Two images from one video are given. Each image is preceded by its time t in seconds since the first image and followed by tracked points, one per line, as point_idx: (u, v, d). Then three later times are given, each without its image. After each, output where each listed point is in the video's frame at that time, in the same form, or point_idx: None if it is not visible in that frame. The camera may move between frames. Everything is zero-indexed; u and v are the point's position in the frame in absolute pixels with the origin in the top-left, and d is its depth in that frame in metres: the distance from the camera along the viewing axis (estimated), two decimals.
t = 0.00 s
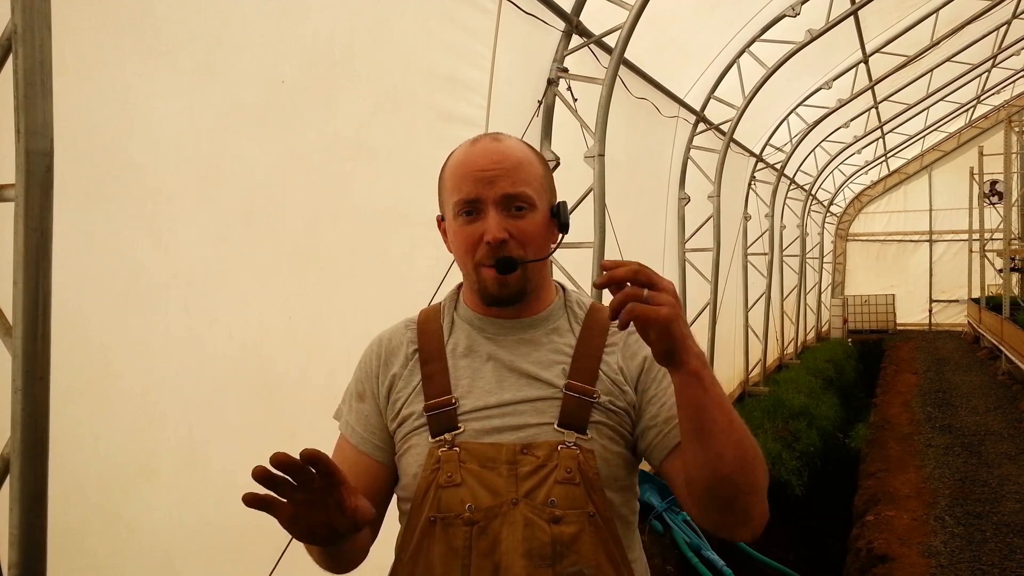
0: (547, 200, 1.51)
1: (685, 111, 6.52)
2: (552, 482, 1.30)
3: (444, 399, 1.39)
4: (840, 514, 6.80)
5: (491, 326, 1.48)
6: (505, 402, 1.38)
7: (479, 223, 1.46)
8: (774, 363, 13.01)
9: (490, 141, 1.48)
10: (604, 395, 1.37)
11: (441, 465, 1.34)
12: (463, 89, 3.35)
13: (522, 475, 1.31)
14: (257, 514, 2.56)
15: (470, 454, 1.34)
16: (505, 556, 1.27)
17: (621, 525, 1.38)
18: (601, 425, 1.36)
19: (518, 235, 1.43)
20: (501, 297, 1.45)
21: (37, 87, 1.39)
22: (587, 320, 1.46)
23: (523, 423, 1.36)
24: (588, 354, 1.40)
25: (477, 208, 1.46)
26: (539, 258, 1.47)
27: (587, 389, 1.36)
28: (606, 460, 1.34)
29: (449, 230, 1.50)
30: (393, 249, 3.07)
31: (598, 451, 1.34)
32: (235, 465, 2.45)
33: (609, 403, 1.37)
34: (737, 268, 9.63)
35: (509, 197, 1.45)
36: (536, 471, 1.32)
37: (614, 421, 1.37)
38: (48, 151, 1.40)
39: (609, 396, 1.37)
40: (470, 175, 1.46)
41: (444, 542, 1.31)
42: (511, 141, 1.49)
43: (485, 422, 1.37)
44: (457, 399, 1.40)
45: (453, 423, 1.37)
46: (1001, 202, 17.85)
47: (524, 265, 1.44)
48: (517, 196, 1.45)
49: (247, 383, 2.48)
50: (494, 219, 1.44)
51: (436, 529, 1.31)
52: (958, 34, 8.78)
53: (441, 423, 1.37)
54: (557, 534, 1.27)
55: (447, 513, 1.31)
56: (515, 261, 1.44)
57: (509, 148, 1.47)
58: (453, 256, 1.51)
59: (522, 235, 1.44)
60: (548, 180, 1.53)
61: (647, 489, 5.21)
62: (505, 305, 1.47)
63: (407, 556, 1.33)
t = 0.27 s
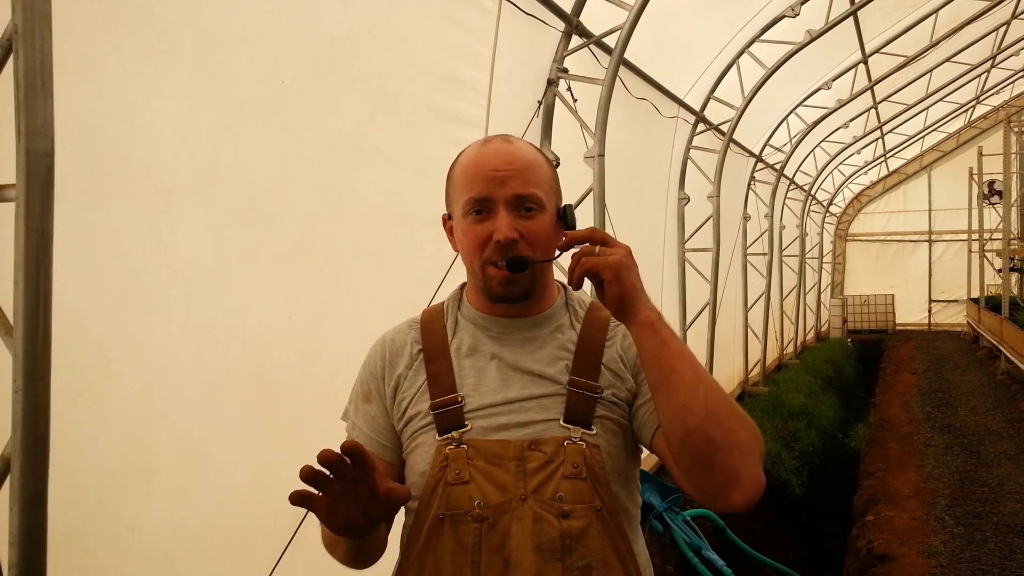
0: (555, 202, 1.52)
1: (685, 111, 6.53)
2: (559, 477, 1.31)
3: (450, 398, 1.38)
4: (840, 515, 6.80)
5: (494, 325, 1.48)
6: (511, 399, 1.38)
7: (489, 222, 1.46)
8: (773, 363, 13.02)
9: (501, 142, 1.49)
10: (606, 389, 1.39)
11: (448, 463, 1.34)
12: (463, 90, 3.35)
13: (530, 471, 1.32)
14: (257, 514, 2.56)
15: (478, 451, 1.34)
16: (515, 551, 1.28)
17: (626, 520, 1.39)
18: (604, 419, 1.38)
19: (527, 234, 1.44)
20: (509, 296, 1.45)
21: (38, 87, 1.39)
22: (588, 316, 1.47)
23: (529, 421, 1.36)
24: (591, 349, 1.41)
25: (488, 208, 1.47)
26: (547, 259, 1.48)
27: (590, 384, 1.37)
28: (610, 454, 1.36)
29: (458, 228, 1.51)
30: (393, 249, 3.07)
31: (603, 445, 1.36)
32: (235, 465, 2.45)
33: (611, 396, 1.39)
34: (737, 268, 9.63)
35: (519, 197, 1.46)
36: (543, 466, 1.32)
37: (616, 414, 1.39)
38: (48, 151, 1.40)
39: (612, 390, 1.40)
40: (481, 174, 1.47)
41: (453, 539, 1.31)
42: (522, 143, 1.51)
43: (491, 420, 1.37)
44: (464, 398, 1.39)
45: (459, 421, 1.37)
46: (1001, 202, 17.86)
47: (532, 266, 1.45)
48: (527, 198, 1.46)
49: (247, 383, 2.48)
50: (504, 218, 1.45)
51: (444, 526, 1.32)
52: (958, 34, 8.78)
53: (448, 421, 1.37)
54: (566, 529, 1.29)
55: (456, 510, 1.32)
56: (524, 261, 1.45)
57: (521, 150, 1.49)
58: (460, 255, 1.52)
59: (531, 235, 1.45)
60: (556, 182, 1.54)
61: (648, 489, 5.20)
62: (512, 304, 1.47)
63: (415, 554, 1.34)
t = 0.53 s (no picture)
0: (559, 200, 1.51)
1: (685, 111, 6.52)
2: (564, 478, 1.31)
3: (453, 399, 1.38)
4: (840, 515, 6.79)
5: (498, 326, 1.48)
6: (514, 401, 1.38)
7: (493, 220, 1.44)
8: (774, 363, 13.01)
9: (506, 139, 1.47)
10: (611, 390, 1.39)
11: (453, 464, 1.35)
12: (463, 90, 3.35)
13: (534, 472, 1.33)
14: (257, 514, 2.56)
15: (482, 453, 1.34)
16: (521, 552, 1.29)
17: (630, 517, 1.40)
18: (609, 420, 1.38)
19: (533, 233, 1.43)
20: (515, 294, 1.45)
21: (37, 86, 1.39)
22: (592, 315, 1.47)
23: (533, 423, 1.36)
24: (595, 350, 1.41)
25: (492, 205, 1.45)
26: (552, 257, 1.47)
27: (595, 385, 1.37)
28: (615, 455, 1.37)
29: (461, 226, 1.49)
30: (393, 249, 3.07)
31: (607, 447, 1.36)
32: (235, 465, 2.46)
33: (614, 397, 1.39)
34: (737, 268, 9.63)
35: (525, 195, 1.44)
36: (547, 468, 1.33)
37: (620, 414, 1.39)
38: (48, 151, 1.40)
39: (616, 390, 1.40)
40: (486, 172, 1.45)
41: (458, 539, 1.32)
42: (526, 140, 1.49)
43: (495, 422, 1.37)
44: (467, 399, 1.40)
45: (463, 423, 1.37)
46: (1002, 202, 17.84)
47: (537, 264, 1.45)
48: (533, 195, 1.45)
49: (247, 383, 2.48)
50: (510, 216, 1.43)
51: (450, 527, 1.33)
52: (959, 34, 8.77)
53: (451, 422, 1.38)
54: (571, 529, 1.29)
55: (461, 511, 1.33)
56: (530, 259, 1.44)
57: (526, 148, 1.47)
58: (464, 253, 1.50)
59: (537, 233, 1.44)
60: (560, 180, 1.53)
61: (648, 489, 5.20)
62: (516, 302, 1.47)
63: (421, 554, 1.35)
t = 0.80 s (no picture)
0: (558, 199, 1.51)
1: (685, 112, 6.53)
2: (564, 479, 1.32)
3: (454, 400, 1.39)
4: (840, 515, 6.79)
5: (498, 326, 1.48)
6: (515, 404, 1.38)
7: (493, 219, 1.44)
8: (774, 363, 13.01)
9: (504, 137, 1.47)
10: (611, 392, 1.39)
11: (454, 466, 1.35)
12: (463, 90, 3.35)
13: (535, 474, 1.33)
14: (257, 514, 2.56)
15: (483, 455, 1.35)
16: (522, 554, 1.29)
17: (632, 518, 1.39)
18: (609, 422, 1.38)
19: (532, 231, 1.43)
20: (515, 293, 1.44)
21: (37, 86, 1.39)
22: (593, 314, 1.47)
23: (534, 425, 1.37)
24: (595, 352, 1.41)
25: (491, 204, 1.45)
26: (552, 256, 1.47)
27: (596, 386, 1.37)
28: (615, 457, 1.37)
29: (460, 226, 1.49)
30: (393, 249, 3.07)
31: (608, 449, 1.36)
32: (235, 465, 2.45)
33: (615, 399, 1.39)
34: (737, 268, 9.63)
35: (524, 192, 1.44)
36: (548, 469, 1.33)
37: (620, 417, 1.39)
38: (48, 151, 1.40)
39: (616, 393, 1.39)
40: (484, 170, 1.45)
41: (459, 541, 1.33)
42: (524, 137, 1.49)
43: (497, 423, 1.37)
44: (468, 401, 1.40)
45: (464, 424, 1.38)
46: (1002, 202, 17.84)
47: (537, 263, 1.45)
48: (532, 192, 1.45)
49: (247, 383, 2.48)
50: (509, 215, 1.43)
51: (451, 528, 1.33)
52: (959, 34, 8.77)
53: (452, 424, 1.38)
54: (572, 531, 1.29)
55: (462, 513, 1.33)
56: (529, 258, 1.44)
57: (523, 145, 1.47)
58: (463, 252, 1.50)
59: (536, 231, 1.44)
60: (559, 178, 1.53)
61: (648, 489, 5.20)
62: (516, 303, 1.47)
63: (422, 556, 1.35)
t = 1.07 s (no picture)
0: (559, 201, 1.50)
1: (685, 111, 6.53)
2: (566, 484, 1.32)
3: (455, 403, 1.39)
4: (840, 515, 6.79)
5: (499, 328, 1.48)
6: (516, 409, 1.38)
7: (492, 223, 1.44)
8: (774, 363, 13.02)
9: (503, 139, 1.47)
10: (613, 397, 1.38)
11: (455, 470, 1.35)
12: (463, 89, 3.35)
13: (536, 478, 1.33)
14: (257, 514, 2.56)
15: (484, 458, 1.35)
16: (522, 559, 1.30)
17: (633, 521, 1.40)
18: (611, 427, 1.37)
19: (532, 234, 1.43)
20: (514, 299, 1.44)
21: (37, 87, 1.39)
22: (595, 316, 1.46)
23: (535, 428, 1.36)
24: (597, 355, 1.40)
25: (491, 208, 1.45)
26: (552, 259, 1.47)
27: (598, 390, 1.37)
28: (617, 461, 1.37)
29: (460, 230, 1.49)
30: (393, 249, 3.07)
31: (610, 453, 1.36)
32: (235, 465, 2.46)
33: (617, 404, 1.38)
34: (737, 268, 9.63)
35: (523, 195, 1.44)
36: (550, 473, 1.33)
37: (622, 422, 1.39)
38: (48, 151, 1.40)
39: (619, 398, 1.39)
40: (483, 173, 1.45)
41: (460, 545, 1.33)
42: (523, 139, 1.49)
43: (498, 427, 1.37)
44: (469, 403, 1.40)
45: (465, 427, 1.38)
46: (1002, 202, 17.84)
47: (537, 267, 1.44)
48: (531, 195, 1.44)
49: (247, 383, 2.48)
50: (509, 218, 1.43)
51: (451, 532, 1.34)
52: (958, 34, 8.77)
53: (453, 427, 1.38)
54: (573, 536, 1.30)
55: (462, 517, 1.33)
56: (529, 262, 1.44)
57: (523, 146, 1.47)
58: (464, 257, 1.50)
59: (536, 235, 1.43)
60: (559, 180, 1.53)
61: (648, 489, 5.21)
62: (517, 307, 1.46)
63: (423, 559, 1.35)
